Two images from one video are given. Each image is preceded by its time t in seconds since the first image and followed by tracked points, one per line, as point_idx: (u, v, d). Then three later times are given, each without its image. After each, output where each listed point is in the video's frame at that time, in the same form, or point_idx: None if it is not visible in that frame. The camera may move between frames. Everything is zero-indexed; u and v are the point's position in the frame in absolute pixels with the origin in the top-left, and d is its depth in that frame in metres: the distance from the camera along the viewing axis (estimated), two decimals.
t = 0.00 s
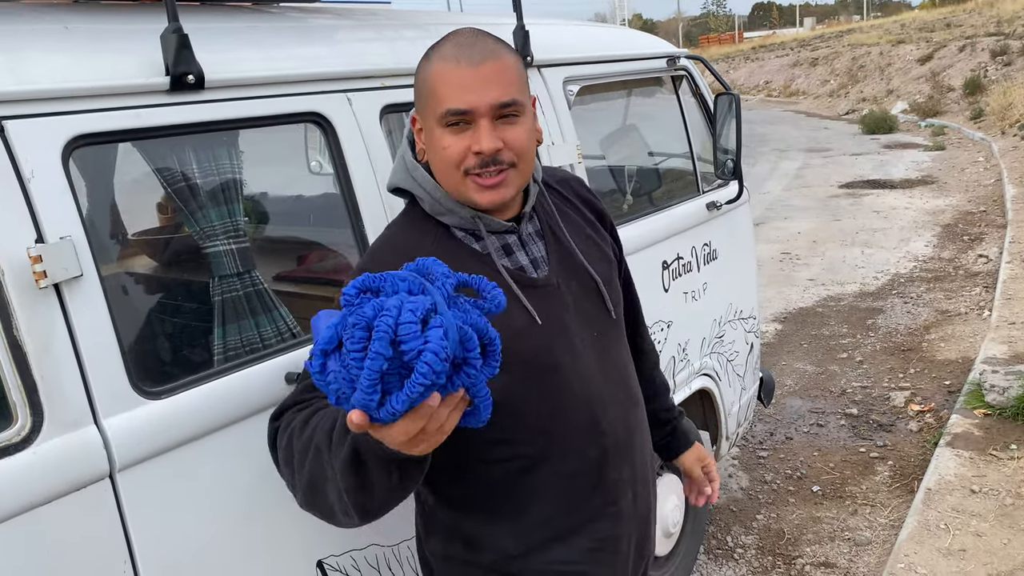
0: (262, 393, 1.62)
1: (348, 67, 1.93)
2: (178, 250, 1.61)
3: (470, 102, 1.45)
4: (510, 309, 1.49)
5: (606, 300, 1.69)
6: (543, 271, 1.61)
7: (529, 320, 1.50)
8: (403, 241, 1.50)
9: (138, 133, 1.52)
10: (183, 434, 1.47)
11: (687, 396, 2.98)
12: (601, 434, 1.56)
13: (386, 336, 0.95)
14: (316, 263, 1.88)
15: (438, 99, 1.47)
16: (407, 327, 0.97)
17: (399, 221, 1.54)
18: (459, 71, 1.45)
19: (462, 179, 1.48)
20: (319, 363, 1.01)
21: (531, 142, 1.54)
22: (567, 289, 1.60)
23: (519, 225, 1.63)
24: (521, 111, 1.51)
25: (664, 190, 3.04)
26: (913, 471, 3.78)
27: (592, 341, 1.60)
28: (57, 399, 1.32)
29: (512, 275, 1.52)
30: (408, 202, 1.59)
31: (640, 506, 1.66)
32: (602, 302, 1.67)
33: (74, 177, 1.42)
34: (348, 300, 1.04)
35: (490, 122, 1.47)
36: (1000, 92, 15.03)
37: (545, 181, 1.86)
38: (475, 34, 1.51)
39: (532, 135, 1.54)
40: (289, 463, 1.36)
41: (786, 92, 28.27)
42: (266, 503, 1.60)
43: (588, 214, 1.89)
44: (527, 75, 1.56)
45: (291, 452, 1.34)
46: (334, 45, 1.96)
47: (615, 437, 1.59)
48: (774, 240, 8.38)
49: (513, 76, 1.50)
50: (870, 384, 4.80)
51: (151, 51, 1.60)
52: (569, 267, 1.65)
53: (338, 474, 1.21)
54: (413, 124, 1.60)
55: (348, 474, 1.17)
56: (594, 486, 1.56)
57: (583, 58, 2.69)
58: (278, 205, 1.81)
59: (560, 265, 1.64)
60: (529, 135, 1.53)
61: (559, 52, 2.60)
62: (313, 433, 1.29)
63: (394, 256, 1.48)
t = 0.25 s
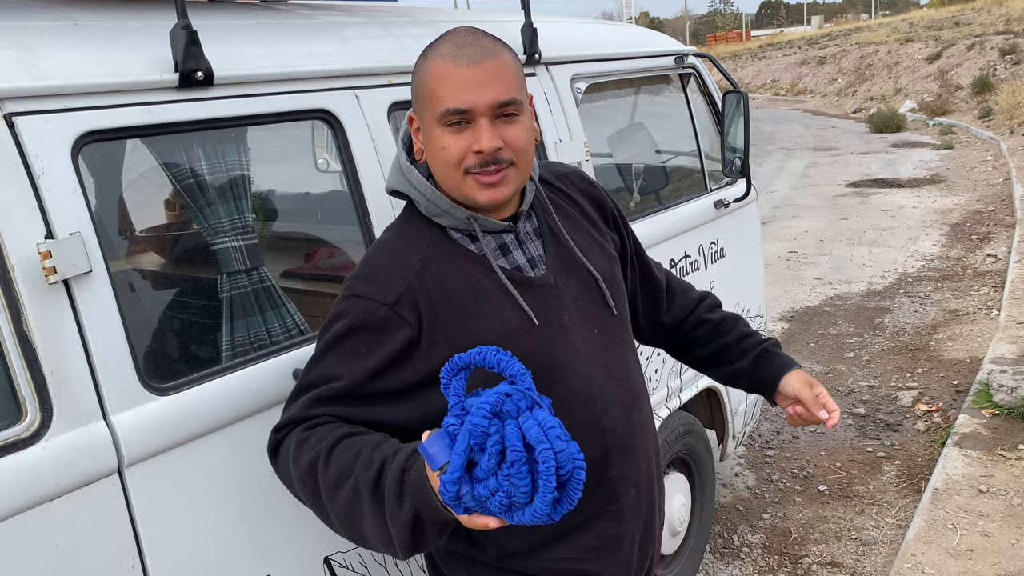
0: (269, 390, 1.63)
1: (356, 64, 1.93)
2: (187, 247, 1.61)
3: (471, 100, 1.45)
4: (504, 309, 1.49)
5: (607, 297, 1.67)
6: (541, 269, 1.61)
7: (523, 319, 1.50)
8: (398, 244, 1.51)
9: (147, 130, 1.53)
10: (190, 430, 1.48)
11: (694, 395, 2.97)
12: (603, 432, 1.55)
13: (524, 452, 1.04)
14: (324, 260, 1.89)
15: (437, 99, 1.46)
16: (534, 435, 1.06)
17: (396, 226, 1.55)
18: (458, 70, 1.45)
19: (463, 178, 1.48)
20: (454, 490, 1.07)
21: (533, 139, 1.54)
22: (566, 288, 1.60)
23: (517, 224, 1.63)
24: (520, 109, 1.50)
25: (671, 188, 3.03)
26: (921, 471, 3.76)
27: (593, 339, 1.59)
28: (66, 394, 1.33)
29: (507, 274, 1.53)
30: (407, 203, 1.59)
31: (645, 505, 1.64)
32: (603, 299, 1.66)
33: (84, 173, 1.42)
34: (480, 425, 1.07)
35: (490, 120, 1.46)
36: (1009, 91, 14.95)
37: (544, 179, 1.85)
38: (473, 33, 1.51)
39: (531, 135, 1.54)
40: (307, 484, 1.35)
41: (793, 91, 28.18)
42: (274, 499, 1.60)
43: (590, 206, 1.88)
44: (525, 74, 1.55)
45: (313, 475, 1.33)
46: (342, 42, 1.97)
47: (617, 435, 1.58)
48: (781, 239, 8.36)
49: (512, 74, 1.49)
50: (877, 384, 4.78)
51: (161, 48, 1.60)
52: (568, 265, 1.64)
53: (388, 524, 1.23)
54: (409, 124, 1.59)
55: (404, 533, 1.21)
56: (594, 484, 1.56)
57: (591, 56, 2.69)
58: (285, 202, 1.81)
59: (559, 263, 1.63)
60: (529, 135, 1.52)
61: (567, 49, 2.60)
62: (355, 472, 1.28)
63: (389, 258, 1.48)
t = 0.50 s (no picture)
0: (276, 388, 1.63)
1: (362, 64, 1.93)
2: (193, 246, 1.62)
3: (481, 96, 1.46)
4: (511, 307, 1.49)
5: (611, 294, 1.67)
6: (546, 267, 1.61)
7: (529, 317, 1.50)
8: (404, 245, 1.50)
9: (154, 128, 1.53)
10: (197, 428, 1.48)
11: (699, 395, 2.97)
12: (608, 428, 1.58)
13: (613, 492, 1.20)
14: (330, 260, 1.89)
15: (447, 94, 1.47)
16: (616, 475, 1.21)
17: (402, 227, 1.54)
18: (468, 66, 1.46)
19: (474, 175, 1.49)
20: (552, 536, 1.21)
21: (540, 135, 1.56)
22: (571, 286, 1.60)
23: (522, 222, 1.63)
24: (529, 105, 1.52)
25: (676, 187, 3.03)
26: (925, 472, 3.76)
27: (598, 338, 1.59)
28: (73, 392, 1.33)
29: (512, 272, 1.53)
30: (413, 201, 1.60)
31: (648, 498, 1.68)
32: (608, 296, 1.66)
33: (91, 172, 1.43)
34: (572, 478, 1.19)
35: (500, 116, 1.48)
36: (1014, 91, 14.91)
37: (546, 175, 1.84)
38: (481, 29, 1.52)
39: (540, 130, 1.55)
40: (345, 496, 1.43)
41: (798, 91, 28.14)
42: (281, 497, 1.61)
43: (594, 201, 1.86)
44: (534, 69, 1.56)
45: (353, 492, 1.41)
46: (349, 42, 1.97)
47: (621, 432, 1.61)
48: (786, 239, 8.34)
49: (520, 70, 1.50)
50: (882, 384, 4.77)
51: (168, 48, 1.61)
52: (573, 263, 1.64)
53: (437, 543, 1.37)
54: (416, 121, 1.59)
55: (455, 551, 1.37)
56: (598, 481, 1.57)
57: (596, 55, 2.68)
58: (291, 202, 1.82)
59: (563, 261, 1.63)
60: (537, 129, 1.53)
61: (573, 49, 2.60)
62: (402, 497, 1.38)
63: (395, 260, 1.47)
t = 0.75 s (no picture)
0: (280, 389, 1.63)
1: (366, 65, 1.93)
2: (197, 247, 1.62)
3: (507, 96, 1.45)
4: (510, 305, 1.49)
5: (612, 291, 1.67)
6: (546, 264, 1.60)
7: (529, 315, 1.50)
8: (406, 244, 1.51)
9: (158, 129, 1.53)
10: (201, 429, 1.48)
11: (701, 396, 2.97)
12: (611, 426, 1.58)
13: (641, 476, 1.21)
14: (333, 260, 1.89)
15: (473, 93, 1.46)
16: (641, 460, 1.22)
17: (405, 226, 1.56)
18: (495, 66, 1.45)
19: (495, 174, 1.48)
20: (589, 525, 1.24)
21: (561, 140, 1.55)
22: (570, 284, 1.59)
23: (524, 220, 1.62)
24: (551, 109, 1.52)
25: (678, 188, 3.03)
26: (928, 473, 3.75)
27: (599, 335, 1.59)
28: (78, 393, 1.33)
29: (512, 270, 1.53)
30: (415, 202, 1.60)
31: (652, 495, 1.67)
32: (608, 293, 1.65)
33: (95, 172, 1.43)
34: (602, 470, 1.21)
35: (524, 117, 1.47)
36: (1016, 93, 14.90)
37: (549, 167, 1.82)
38: (507, 31, 1.52)
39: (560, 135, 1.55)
40: (376, 499, 1.47)
41: (799, 93, 28.14)
42: (285, 497, 1.61)
43: (593, 188, 1.82)
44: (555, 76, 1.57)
45: (385, 495, 1.46)
46: (352, 43, 1.97)
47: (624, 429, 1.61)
48: (787, 241, 8.34)
49: (545, 74, 1.51)
50: (884, 386, 4.77)
51: (172, 49, 1.61)
52: (571, 259, 1.63)
53: (475, 536, 1.43)
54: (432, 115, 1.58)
55: (493, 541, 1.43)
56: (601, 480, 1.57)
57: (599, 56, 2.69)
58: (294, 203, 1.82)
59: (564, 258, 1.62)
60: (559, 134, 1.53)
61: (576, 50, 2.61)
62: (435, 497, 1.43)
63: (397, 260, 1.49)
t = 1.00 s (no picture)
0: (279, 390, 1.63)
1: (366, 67, 1.94)
2: (197, 248, 1.62)
3: (515, 94, 1.46)
4: (508, 303, 1.50)
5: (609, 291, 1.67)
6: (544, 264, 1.60)
7: (527, 313, 1.50)
8: (405, 243, 1.52)
9: (158, 131, 1.53)
10: (200, 430, 1.48)
11: (700, 398, 2.97)
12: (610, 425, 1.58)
13: (639, 471, 1.21)
14: (332, 262, 1.90)
15: (480, 90, 1.47)
16: (639, 454, 1.22)
17: (403, 226, 1.57)
18: (503, 64, 1.46)
19: (501, 171, 1.48)
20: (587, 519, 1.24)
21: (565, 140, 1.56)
22: (568, 282, 1.60)
23: (523, 219, 1.62)
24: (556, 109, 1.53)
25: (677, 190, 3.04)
26: (927, 475, 3.75)
27: (597, 334, 1.60)
28: (78, 393, 1.33)
29: (511, 268, 1.53)
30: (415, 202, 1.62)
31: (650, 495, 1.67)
32: (606, 291, 1.65)
33: (95, 173, 1.43)
34: (599, 466, 1.20)
35: (531, 115, 1.48)
36: (1013, 96, 14.94)
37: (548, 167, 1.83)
38: (513, 32, 1.53)
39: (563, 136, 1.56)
40: (374, 498, 1.47)
41: (796, 96, 28.19)
42: (284, 497, 1.61)
43: (591, 189, 1.83)
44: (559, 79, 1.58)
45: (384, 493, 1.45)
46: (352, 45, 1.98)
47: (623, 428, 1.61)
48: (785, 244, 8.35)
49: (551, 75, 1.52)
50: (882, 388, 4.77)
51: (172, 50, 1.61)
52: (569, 258, 1.63)
53: (472, 534, 1.43)
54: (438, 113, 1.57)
55: (490, 539, 1.43)
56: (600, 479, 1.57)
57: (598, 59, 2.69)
58: (293, 205, 1.82)
59: (562, 258, 1.63)
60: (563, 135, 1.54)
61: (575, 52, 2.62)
62: (432, 495, 1.43)
63: (396, 258, 1.50)
